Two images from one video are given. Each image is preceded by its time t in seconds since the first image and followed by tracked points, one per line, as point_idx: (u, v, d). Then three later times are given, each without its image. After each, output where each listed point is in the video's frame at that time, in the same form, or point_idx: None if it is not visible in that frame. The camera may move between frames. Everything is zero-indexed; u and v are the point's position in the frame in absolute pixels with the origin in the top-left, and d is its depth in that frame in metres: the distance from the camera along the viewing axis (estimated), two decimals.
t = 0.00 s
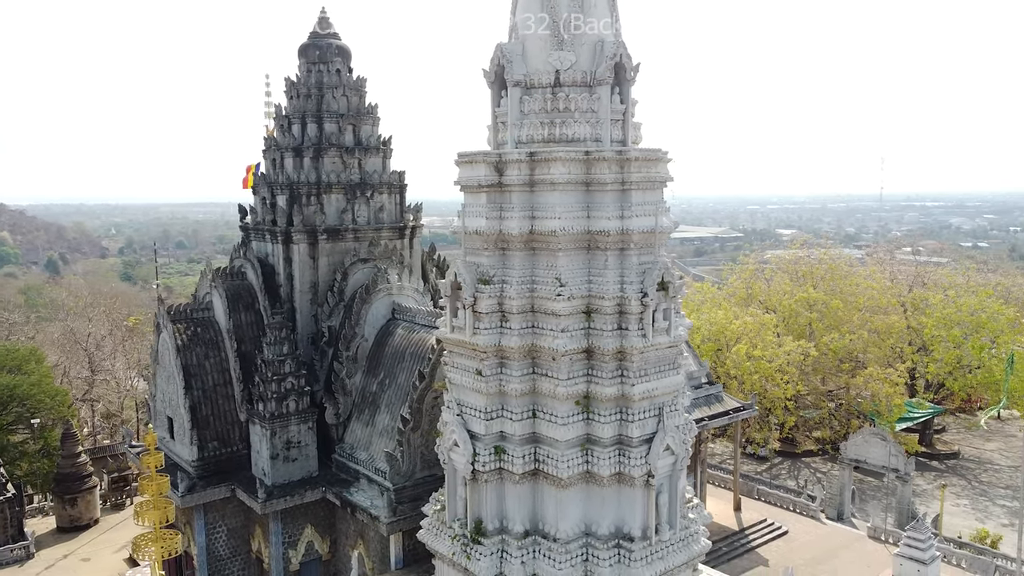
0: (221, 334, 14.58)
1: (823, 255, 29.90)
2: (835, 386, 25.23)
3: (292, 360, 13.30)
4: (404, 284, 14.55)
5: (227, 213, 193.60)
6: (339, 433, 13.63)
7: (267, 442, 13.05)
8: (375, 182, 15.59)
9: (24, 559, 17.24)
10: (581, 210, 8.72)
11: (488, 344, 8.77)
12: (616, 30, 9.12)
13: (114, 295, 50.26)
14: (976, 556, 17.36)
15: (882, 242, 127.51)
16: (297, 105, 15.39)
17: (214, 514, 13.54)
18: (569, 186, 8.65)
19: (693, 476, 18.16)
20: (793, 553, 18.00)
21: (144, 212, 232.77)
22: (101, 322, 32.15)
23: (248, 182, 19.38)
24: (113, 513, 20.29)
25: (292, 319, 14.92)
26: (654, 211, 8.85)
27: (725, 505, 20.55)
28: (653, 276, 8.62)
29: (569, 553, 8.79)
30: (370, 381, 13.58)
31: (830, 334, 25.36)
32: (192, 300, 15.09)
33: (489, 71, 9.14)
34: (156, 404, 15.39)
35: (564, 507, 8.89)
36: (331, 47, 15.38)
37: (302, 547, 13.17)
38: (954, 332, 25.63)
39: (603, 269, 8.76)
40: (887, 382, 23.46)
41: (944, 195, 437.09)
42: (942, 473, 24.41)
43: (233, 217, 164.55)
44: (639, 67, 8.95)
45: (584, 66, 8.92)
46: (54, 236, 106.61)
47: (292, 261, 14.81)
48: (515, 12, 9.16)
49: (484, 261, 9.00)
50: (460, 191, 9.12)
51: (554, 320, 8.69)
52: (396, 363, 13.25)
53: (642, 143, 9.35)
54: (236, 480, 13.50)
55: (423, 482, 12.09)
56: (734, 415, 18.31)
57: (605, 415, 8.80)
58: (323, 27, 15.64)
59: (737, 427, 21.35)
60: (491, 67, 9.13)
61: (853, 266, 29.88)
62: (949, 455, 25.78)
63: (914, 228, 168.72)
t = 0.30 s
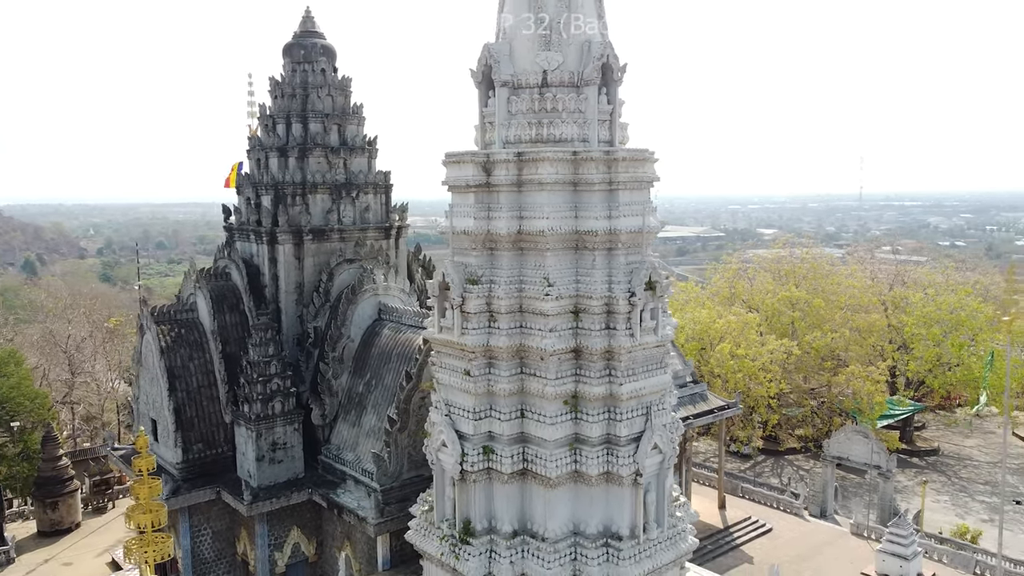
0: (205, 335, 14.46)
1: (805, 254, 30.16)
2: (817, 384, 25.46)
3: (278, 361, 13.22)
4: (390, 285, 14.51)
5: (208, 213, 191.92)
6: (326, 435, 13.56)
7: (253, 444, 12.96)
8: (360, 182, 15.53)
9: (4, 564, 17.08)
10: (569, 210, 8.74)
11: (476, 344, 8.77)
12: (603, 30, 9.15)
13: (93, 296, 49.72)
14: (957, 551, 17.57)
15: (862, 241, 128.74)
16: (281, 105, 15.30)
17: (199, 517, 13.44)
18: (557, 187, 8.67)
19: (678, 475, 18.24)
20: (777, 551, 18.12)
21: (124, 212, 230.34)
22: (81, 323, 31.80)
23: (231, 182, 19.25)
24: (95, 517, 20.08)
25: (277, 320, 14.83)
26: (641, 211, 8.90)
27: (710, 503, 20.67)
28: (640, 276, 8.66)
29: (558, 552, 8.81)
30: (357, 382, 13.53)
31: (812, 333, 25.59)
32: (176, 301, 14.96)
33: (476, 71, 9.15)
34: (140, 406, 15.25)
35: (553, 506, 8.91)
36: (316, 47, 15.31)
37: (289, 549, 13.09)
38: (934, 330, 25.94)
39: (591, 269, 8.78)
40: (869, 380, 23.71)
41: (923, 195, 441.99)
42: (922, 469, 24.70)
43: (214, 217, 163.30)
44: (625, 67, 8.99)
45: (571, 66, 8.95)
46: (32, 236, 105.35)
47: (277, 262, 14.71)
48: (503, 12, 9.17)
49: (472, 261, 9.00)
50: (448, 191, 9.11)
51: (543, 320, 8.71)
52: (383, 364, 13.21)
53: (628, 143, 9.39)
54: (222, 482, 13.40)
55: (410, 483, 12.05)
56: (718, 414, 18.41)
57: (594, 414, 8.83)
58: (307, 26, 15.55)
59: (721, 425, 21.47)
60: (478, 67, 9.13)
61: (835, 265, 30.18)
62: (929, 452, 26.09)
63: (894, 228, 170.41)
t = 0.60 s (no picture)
0: (169, 338, 14.21)
1: (768, 253, 30.64)
2: (780, 381, 25.88)
3: (245, 364, 13.05)
4: (359, 286, 14.41)
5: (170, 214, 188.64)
6: (293, 437, 13.41)
7: (219, 448, 12.77)
8: (328, 182, 15.41)
9: None
10: (539, 210, 8.78)
11: (447, 344, 8.75)
12: (572, 30, 9.21)
13: (50, 300, 48.54)
14: (916, 542, 18.02)
15: (823, 240, 131.19)
16: (247, 104, 15.10)
17: (163, 522, 13.19)
18: (528, 187, 8.69)
19: (645, 472, 18.41)
20: (743, 546, 18.39)
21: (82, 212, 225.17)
22: (38, 327, 31.00)
23: (193, 182, 18.94)
24: (53, 525, 19.59)
25: (243, 322, 14.63)
26: (611, 211, 8.97)
27: (677, 500, 20.88)
28: (610, 275, 8.74)
29: (530, 551, 8.82)
30: (325, 384, 13.41)
31: (776, 330, 26.01)
32: (138, 304, 14.68)
33: (446, 71, 9.14)
34: (101, 410, 14.93)
35: (524, 506, 8.94)
36: (282, 45, 15.13)
37: (256, 553, 12.91)
38: (893, 327, 26.53)
39: (561, 269, 8.83)
40: (830, 376, 24.18)
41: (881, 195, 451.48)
42: (882, 463, 25.26)
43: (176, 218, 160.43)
44: (595, 68, 9.04)
45: (541, 66, 9.00)
46: None
47: (243, 262, 14.50)
48: (473, 12, 9.17)
49: (442, 262, 8.98)
50: (418, 191, 9.08)
51: (513, 319, 8.73)
52: (351, 365, 13.12)
53: (598, 144, 9.46)
54: (187, 487, 13.17)
55: (380, 484, 11.97)
56: (685, 411, 18.63)
57: (564, 413, 8.88)
58: (273, 25, 15.37)
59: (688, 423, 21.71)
60: (448, 67, 9.12)
61: (797, 264, 30.71)
62: (888, 446, 26.68)
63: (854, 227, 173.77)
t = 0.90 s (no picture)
0: (128, 341, 13.92)
1: (728, 252, 31.13)
2: (741, 377, 26.29)
3: (207, 366, 12.83)
4: (323, 286, 14.27)
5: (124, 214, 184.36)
6: (257, 441, 13.22)
7: (180, 452, 12.53)
8: (290, 182, 15.26)
9: None
10: (506, 209, 8.80)
11: (414, 344, 8.72)
12: (536, 31, 9.25)
13: None
14: (874, 534, 18.46)
15: (781, 238, 133.55)
16: (206, 103, 14.84)
17: (123, 529, 12.91)
18: (494, 187, 8.71)
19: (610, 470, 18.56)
20: (706, 541, 18.64)
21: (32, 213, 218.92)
22: None
23: (151, 182, 18.57)
24: (6, 534, 19.02)
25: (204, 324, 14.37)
26: (577, 210, 9.03)
27: (642, 496, 21.10)
28: (577, 274, 8.80)
29: (498, 550, 8.84)
30: (289, 386, 13.25)
31: (736, 328, 26.43)
32: (96, 306, 14.34)
33: (411, 71, 9.12)
34: (57, 416, 14.55)
35: (493, 505, 8.94)
36: (242, 43, 14.96)
37: (220, 558, 12.72)
38: (849, 324, 27.14)
39: (528, 268, 8.87)
40: (790, 372, 24.64)
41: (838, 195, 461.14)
42: (840, 457, 25.82)
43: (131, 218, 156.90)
44: (560, 68, 9.11)
45: (506, 66, 9.02)
46: None
47: (204, 264, 14.25)
48: (437, 12, 9.16)
49: (409, 262, 8.94)
50: (383, 191, 9.04)
51: (481, 319, 8.74)
52: (316, 367, 12.98)
53: (563, 143, 9.51)
54: (147, 492, 12.91)
55: (346, 486, 11.87)
56: (649, 409, 18.83)
57: (532, 411, 8.92)
58: (232, 22, 15.15)
59: (652, 420, 21.93)
60: (414, 66, 9.10)
61: (756, 263, 31.24)
62: (846, 440, 27.28)
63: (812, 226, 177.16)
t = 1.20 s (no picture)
0: (87, 345, 13.60)
1: (691, 251, 31.49)
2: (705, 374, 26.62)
3: (170, 370, 12.61)
4: (288, 288, 14.11)
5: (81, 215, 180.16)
6: (222, 444, 13.01)
7: (143, 457, 12.30)
8: (254, 182, 15.04)
9: None
10: (474, 209, 8.79)
11: (383, 345, 8.67)
12: (504, 30, 9.25)
13: None
14: (836, 527, 18.85)
15: (743, 237, 135.47)
16: (167, 101, 14.59)
17: (83, 537, 12.60)
18: (463, 187, 8.70)
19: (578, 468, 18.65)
20: (673, 537, 18.84)
21: None
22: None
23: (108, 181, 18.16)
24: None
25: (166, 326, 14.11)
26: (546, 210, 9.07)
27: (609, 494, 21.24)
28: (546, 273, 8.84)
29: (469, 551, 8.83)
30: (254, 389, 13.07)
31: (700, 326, 26.75)
32: (53, 309, 13.98)
33: (378, 70, 9.06)
34: (13, 421, 14.16)
35: (463, 505, 8.93)
36: (204, 41, 14.68)
37: (184, 565, 12.50)
38: (810, 321, 27.64)
39: (497, 268, 8.87)
40: (753, 369, 25.01)
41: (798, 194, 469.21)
42: (801, 452, 26.29)
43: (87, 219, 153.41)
44: (527, 69, 9.12)
45: (474, 66, 9.01)
46: None
47: (165, 265, 13.99)
48: (403, 12, 9.11)
49: (378, 262, 8.87)
50: (351, 191, 8.98)
51: (450, 319, 8.72)
52: (282, 369, 12.82)
53: (531, 143, 9.54)
54: (109, 499, 12.62)
55: (314, 489, 11.75)
56: (615, 407, 18.97)
57: (502, 411, 8.92)
58: (194, 19, 14.87)
59: (618, 418, 22.09)
60: (381, 65, 9.05)
61: (719, 261, 31.65)
62: (807, 436, 27.78)
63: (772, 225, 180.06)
